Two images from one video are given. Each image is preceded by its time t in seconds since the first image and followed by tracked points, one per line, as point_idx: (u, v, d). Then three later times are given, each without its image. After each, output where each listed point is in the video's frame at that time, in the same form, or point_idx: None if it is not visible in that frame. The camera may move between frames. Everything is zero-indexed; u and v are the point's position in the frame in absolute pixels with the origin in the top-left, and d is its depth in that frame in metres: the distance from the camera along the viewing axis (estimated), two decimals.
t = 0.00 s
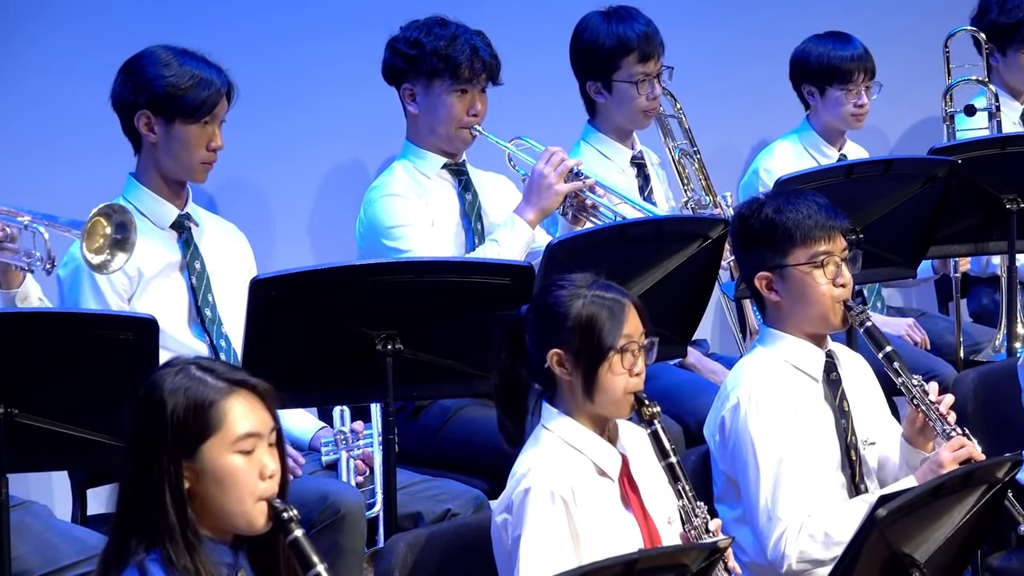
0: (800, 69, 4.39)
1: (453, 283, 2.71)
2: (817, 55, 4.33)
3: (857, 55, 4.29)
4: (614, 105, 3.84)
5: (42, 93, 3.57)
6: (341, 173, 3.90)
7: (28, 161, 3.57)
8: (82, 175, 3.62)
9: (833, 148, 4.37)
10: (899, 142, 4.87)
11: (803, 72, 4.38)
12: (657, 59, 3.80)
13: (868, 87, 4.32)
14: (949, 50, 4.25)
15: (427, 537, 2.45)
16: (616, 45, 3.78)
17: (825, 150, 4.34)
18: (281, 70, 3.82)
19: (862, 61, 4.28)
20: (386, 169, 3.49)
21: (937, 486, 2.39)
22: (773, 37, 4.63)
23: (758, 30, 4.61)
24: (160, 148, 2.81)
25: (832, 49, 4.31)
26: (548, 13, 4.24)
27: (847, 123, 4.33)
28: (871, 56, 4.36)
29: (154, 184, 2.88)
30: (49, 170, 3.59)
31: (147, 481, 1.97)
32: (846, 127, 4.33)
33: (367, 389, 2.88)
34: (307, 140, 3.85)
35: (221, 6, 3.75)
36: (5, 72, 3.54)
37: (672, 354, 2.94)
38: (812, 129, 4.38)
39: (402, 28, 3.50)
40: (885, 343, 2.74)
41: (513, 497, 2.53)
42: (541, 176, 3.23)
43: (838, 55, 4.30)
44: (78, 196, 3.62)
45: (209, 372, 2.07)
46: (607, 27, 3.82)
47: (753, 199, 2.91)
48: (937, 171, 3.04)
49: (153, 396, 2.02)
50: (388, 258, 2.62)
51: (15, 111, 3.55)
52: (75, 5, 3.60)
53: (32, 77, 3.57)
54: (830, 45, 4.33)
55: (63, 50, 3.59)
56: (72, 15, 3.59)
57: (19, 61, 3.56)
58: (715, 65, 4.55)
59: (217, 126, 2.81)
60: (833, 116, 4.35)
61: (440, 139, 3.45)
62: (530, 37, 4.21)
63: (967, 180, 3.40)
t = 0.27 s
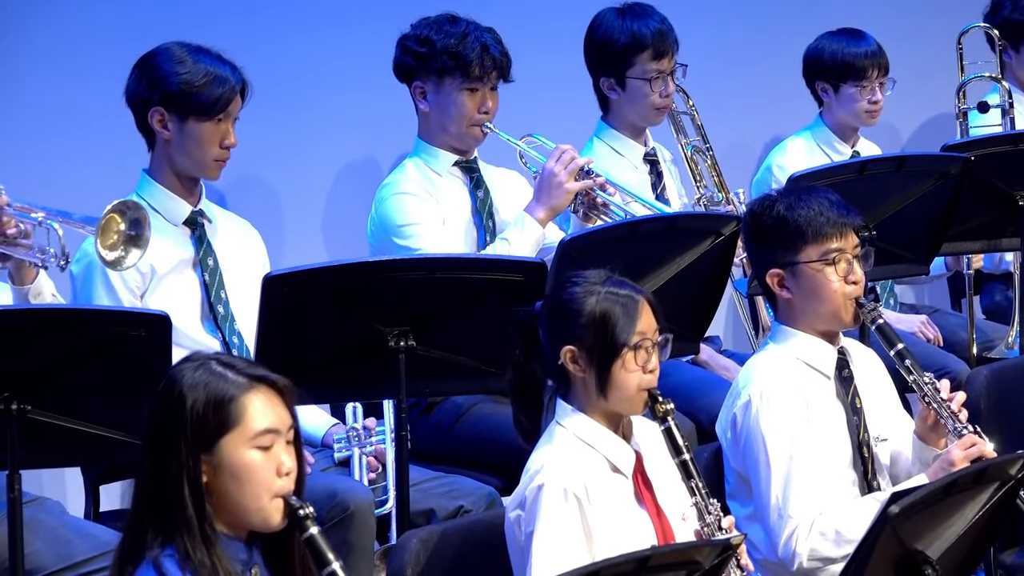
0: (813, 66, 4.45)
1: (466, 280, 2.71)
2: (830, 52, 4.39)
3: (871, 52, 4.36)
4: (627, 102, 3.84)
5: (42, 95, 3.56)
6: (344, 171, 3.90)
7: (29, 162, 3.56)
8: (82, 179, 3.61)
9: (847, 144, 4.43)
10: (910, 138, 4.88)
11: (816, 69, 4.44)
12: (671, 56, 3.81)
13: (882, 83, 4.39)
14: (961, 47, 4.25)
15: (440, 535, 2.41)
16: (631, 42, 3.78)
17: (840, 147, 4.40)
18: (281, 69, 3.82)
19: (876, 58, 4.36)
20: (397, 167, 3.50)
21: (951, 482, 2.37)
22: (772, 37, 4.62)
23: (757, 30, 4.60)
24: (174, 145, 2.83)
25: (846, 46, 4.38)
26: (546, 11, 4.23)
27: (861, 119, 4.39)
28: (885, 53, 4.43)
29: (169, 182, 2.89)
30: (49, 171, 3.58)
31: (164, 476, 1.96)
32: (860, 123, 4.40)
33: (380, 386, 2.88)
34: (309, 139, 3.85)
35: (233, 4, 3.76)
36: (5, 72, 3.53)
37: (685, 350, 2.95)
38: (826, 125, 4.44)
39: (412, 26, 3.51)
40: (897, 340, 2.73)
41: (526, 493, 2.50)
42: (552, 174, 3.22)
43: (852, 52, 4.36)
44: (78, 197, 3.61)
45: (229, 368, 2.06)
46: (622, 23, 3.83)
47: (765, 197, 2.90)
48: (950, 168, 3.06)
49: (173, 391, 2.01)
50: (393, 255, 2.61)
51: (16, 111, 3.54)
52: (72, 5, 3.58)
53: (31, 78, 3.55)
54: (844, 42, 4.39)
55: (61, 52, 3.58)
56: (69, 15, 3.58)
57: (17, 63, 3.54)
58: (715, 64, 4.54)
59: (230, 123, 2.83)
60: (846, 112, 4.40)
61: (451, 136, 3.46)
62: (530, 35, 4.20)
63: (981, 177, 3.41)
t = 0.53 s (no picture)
0: (823, 63, 4.47)
1: (475, 278, 2.71)
2: (840, 49, 4.40)
3: (881, 49, 4.38)
4: (637, 99, 3.84)
5: (38, 95, 3.56)
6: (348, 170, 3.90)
7: (27, 162, 3.56)
8: (80, 181, 3.61)
9: (856, 142, 4.45)
10: (920, 136, 4.89)
11: (825, 66, 4.46)
12: (681, 53, 3.81)
13: (892, 81, 4.42)
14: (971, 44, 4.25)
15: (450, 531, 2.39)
16: (640, 39, 3.79)
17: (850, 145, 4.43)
18: (278, 69, 3.82)
19: (886, 55, 4.38)
20: (406, 164, 3.51)
21: (961, 479, 2.36)
22: (776, 35, 4.62)
23: (757, 30, 4.59)
24: (184, 143, 2.84)
25: (856, 43, 4.39)
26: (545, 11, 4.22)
27: (871, 117, 4.42)
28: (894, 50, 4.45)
29: (179, 179, 2.91)
30: (48, 172, 3.58)
31: (175, 472, 1.95)
32: (870, 121, 4.42)
33: (390, 383, 2.89)
34: (311, 138, 3.85)
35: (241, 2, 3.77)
36: (2, 73, 3.53)
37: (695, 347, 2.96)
38: (835, 122, 4.47)
39: (419, 24, 3.51)
40: (906, 337, 2.71)
41: (537, 490, 2.48)
42: (560, 171, 3.22)
43: (862, 48, 4.38)
44: (82, 197, 3.61)
45: (238, 362, 2.04)
46: (632, 20, 3.84)
47: (773, 194, 2.89)
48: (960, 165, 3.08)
49: (181, 387, 2.00)
50: (404, 252, 2.61)
51: (12, 112, 3.54)
52: (66, 6, 3.58)
53: (26, 79, 3.55)
54: (854, 39, 4.40)
55: (56, 53, 3.58)
56: (70, 15, 3.59)
57: (13, 64, 3.54)
58: (715, 63, 4.53)
59: (241, 120, 2.84)
60: (856, 109, 4.43)
61: (460, 134, 3.45)
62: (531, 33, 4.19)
63: (991, 174, 3.41)
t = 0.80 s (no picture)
0: (835, 60, 4.48)
1: (487, 275, 2.71)
2: (853, 47, 4.42)
3: (894, 47, 4.39)
4: (650, 96, 3.85)
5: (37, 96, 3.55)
6: (354, 168, 3.90)
7: (28, 163, 3.54)
8: (81, 182, 3.60)
9: (868, 139, 4.45)
10: (930, 133, 4.90)
11: (838, 63, 4.48)
12: (693, 49, 3.82)
13: (903, 78, 4.42)
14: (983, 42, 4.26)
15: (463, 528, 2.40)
16: (652, 37, 3.80)
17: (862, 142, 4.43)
18: (280, 69, 3.81)
19: (899, 52, 4.39)
20: (417, 163, 3.52)
21: (973, 477, 2.35)
22: (785, 35, 4.62)
23: (759, 31, 4.58)
24: (196, 140, 2.86)
25: (868, 41, 4.41)
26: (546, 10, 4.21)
27: (882, 115, 4.43)
28: (906, 47, 4.46)
29: (191, 176, 2.93)
30: (49, 174, 3.57)
31: (189, 471, 1.94)
32: (882, 118, 4.43)
33: (401, 380, 2.89)
34: (315, 137, 3.85)
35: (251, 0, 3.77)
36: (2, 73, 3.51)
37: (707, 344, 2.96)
38: (847, 120, 4.49)
39: (429, 22, 3.52)
40: (918, 335, 2.71)
41: (549, 487, 2.47)
42: (571, 168, 3.23)
43: (875, 46, 4.39)
44: (93, 196, 3.62)
45: (256, 363, 2.02)
46: (644, 17, 3.84)
47: (787, 191, 2.91)
48: (972, 162, 3.10)
49: (199, 385, 1.98)
50: (421, 248, 2.62)
51: (11, 113, 3.52)
52: (63, 6, 3.57)
53: (25, 79, 3.53)
54: (866, 36, 4.42)
55: (54, 53, 3.56)
56: (81, 14, 3.59)
57: (11, 65, 3.52)
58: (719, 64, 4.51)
59: (253, 118, 2.86)
60: (868, 107, 4.43)
61: (470, 132, 3.46)
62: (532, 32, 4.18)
63: (1002, 171, 3.42)
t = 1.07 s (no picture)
0: (850, 59, 4.50)
1: (501, 274, 2.71)
2: (868, 46, 4.44)
3: (908, 46, 4.41)
4: (664, 95, 3.84)
5: (35, 96, 3.54)
6: (361, 166, 3.90)
7: (35, 162, 3.54)
8: (84, 180, 3.59)
9: (883, 139, 4.47)
10: (946, 136, 4.96)
11: (853, 62, 4.49)
12: (707, 49, 3.82)
13: (918, 78, 4.44)
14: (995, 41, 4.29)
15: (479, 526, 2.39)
16: (666, 36, 3.80)
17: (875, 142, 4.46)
18: (287, 69, 3.81)
19: (913, 52, 4.41)
20: (430, 165, 3.53)
21: (986, 478, 2.34)
22: (796, 35, 4.63)
23: (770, 30, 4.58)
24: (209, 139, 2.86)
25: (883, 40, 4.42)
26: (549, 8, 4.19)
27: (897, 114, 4.45)
28: (920, 47, 4.48)
29: (204, 175, 2.93)
30: (50, 173, 3.55)
31: (208, 468, 1.94)
32: (896, 117, 4.45)
33: (415, 380, 2.90)
34: (320, 135, 3.85)
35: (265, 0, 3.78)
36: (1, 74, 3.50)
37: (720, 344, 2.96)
38: (862, 119, 4.50)
39: (442, 23, 3.52)
40: (934, 335, 2.71)
41: (560, 487, 2.46)
42: (582, 178, 3.21)
43: (890, 45, 4.41)
44: (106, 195, 3.62)
45: (276, 363, 2.02)
46: (657, 16, 3.85)
47: (803, 190, 2.91)
48: (987, 161, 3.11)
49: (220, 383, 1.98)
50: (431, 248, 2.62)
51: (11, 112, 3.51)
52: (78, 6, 3.58)
53: (24, 80, 3.53)
54: (881, 36, 4.44)
55: (53, 53, 3.55)
56: (95, 14, 3.60)
57: (6, 65, 3.50)
58: (726, 63, 4.51)
59: (266, 117, 2.85)
60: (883, 106, 4.46)
61: (483, 135, 3.46)
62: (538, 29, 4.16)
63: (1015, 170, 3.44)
